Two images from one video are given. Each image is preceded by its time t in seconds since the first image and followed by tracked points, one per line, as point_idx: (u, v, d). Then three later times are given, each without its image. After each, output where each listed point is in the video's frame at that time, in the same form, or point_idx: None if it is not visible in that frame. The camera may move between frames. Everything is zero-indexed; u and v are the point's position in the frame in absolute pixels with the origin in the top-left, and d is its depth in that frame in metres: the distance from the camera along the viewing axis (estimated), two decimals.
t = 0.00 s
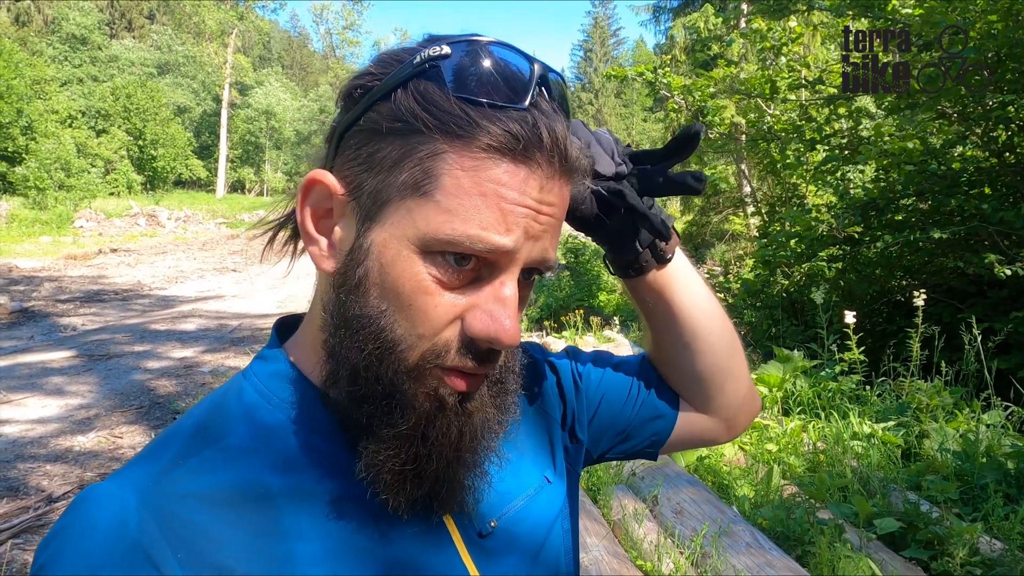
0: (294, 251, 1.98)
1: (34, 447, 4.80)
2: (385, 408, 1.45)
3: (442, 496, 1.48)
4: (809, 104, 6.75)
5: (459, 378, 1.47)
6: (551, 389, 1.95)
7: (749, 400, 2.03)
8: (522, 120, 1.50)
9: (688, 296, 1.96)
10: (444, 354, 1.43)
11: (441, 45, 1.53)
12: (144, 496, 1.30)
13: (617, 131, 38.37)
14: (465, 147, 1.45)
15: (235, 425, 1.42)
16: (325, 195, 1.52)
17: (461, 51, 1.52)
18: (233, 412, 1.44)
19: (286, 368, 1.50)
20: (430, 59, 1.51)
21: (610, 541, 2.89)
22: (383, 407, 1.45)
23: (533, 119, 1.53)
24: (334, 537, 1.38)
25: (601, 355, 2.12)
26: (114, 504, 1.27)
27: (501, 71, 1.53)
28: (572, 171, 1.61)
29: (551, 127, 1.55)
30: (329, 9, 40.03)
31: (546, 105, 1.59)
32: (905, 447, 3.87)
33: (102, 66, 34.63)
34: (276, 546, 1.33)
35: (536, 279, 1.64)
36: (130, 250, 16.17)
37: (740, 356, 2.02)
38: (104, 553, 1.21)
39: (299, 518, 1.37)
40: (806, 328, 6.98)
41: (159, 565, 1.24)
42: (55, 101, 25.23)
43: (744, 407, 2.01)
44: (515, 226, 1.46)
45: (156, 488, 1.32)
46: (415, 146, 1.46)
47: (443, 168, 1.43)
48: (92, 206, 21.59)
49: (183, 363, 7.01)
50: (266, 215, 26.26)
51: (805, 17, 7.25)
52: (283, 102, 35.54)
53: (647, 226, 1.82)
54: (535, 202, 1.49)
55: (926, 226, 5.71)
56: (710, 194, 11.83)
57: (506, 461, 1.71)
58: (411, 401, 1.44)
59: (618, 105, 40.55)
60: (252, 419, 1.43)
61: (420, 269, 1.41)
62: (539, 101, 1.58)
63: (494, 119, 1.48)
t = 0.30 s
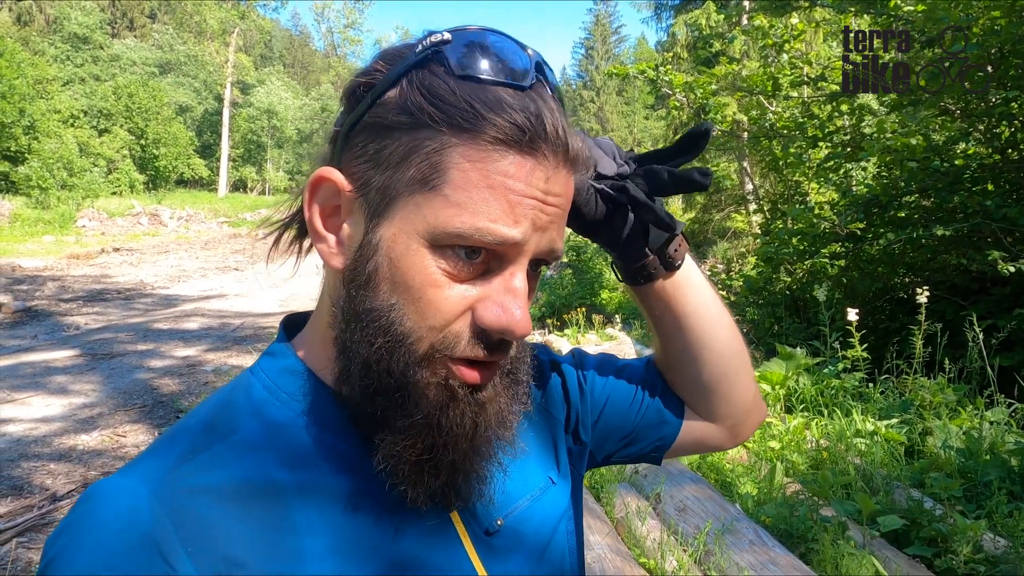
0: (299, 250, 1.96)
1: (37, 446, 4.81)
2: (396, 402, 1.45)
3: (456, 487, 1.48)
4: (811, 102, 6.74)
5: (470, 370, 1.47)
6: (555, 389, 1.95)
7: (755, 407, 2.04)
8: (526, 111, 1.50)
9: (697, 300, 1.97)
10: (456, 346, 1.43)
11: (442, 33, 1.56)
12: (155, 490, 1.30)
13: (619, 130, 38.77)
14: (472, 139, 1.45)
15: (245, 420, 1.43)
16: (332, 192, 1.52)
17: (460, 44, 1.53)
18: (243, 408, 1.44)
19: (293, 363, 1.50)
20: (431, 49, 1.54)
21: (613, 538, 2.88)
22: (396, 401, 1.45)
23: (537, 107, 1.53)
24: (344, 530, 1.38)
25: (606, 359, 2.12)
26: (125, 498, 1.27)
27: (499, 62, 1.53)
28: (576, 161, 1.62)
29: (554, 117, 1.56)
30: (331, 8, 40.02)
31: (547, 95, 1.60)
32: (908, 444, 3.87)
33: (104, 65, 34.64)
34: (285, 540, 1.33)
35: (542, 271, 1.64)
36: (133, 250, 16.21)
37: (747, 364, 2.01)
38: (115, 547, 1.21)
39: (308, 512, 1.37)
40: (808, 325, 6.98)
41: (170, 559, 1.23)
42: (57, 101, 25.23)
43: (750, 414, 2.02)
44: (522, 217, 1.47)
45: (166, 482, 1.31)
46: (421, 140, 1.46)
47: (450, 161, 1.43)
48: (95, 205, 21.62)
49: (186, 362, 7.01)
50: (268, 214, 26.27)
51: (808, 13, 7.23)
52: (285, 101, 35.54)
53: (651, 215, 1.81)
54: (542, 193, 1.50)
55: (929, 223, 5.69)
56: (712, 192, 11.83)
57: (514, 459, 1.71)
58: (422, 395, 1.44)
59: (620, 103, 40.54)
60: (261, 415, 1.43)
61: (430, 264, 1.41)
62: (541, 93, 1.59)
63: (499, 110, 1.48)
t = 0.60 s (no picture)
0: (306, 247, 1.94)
1: (37, 445, 4.81)
2: (399, 397, 1.45)
3: (458, 483, 1.48)
4: (811, 101, 6.73)
5: (472, 366, 1.47)
6: (560, 390, 1.95)
7: (762, 408, 2.01)
8: (529, 105, 1.50)
9: (697, 299, 1.96)
10: (459, 342, 1.43)
11: (439, 28, 1.57)
12: (158, 479, 1.29)
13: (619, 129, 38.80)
14: (475, 133, 1.45)
15: (247, 413, 1.42)
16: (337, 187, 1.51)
17: (461, 40, 1.54)
18: (244, 401, 1.44)
19: (294, 356, 1.50)
20: (433, 43, 1.55)
21: (612, 537, 2.88)
22: (398, 397, 1.45)
23: (539, 101, 1.53)
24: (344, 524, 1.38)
25: (612, 360, 2.12)
26: (128, 487, 1.27)
27: (497, 57, 1.54)
28: (580, 157, 1.62)
29: (556, 112, 1.56)
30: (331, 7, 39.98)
31: (549, 91, 1.60)
32: (908, 444, 3.86)
33: (104, 64, 34.61)
34: (285, 533, 1.33)
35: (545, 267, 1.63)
36: (133, 248, 16.20)
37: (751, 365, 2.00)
38: (116, 536, 1.21)
39: (308, 504, 1.37)
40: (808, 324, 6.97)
41: (171, 549, 1.23)
42: (57, 100, 25.19)
43: (755, 416, 1.99)
44: (524, 213, 1.46)
45: (169, 472, 1.31)
46: (425, 134, 1.46)
47: (453, 155, 1.43)
48: (95, 204, 21.63)
49: (186, 360, 7.01)
50: (268, 212, 26.27)
51: (808, 12, 7.22)
52: (285, 100, 35.51)
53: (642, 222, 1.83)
54: (545, 189, 1.49)
55: (929, 222, 5.70)
56: (713, 191, 11.83)
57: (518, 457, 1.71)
58: (424, 390, 1.44)
59: (620, 102, 40.51)
60: (263, 408, 1.43)
61: (432, 259, 1.41)
62: (544, 90, 1.59)
63: (502, 105, 1.48)
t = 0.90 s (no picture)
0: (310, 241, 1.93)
1: (35, 439, 4.81)
2: (404, 395, 1.44)
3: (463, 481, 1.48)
4: (812, 97, 6.73)
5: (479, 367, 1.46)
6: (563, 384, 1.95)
7: (770, 410, 2.02)
8: (539, 104, 1.49)
9: (709, 298, 1.96)
10: (466, 343, 1.43)
11: (449, 24, 1.53)
12: (168, 468, 1.28)
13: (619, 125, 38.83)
14: (483, 132, 1.43)
15: (257, 403, 1.41)
16: (346, 181, 1.51)
17: (472, 34, 1.52)
18: (254, 392, 1.43)
19: (300, 348, 1.49)
20: (443, 37, 1.52)
21: (611, 532, 2.89)
22: (403, 395, 1.45)
23: (551, 101, 1.52)
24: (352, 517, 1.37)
25: (618, 356, 2.09)
26: (138, 475, 1.25)
27: (511, 50, 1.53)
28: (593, 155, 1.60)
29: (568, 110, 1.55)
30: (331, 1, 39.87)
31: (562, 87, 1.59)
32: (906, 440, 3.87)
33: (103, 58, 34.50)
34: (293, 526, 1.32)
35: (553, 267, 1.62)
36: (132, 243, 16.18)
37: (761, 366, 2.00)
38: (126, 525, 1.19)
39: (316, 497, 1.36)
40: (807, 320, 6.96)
41: (181, 539, 1.22)
42: (56, 94, 25.09)
43: (764, 417, 2.01)
44: (532, 215, 1.44)
45: (180, 461, 1.30)
46: (433, 131, 1.45)
47: (461, 155, 1.42)
48: (94, 198, 21.61)
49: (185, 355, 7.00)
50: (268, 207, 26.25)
51: (809, 8, 7.20)
52: (284, 94, 35.43)
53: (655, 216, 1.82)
54: (553, 190, 1.47)
55: (929, 219, 5.71)
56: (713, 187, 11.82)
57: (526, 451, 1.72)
58: (430, 389, 1.44)
59: (620, 97, 40.46)
60: (272, 399, 1.42)
61: (437, 259, 1.40)
62: (557, 86, 1.58)
63: (513, 103, 1.47)
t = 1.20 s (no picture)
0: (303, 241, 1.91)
1: (32, 440, 4.79)
2: (391, 394, 1.40)
3: (460, 482, 1.42)
4: (809, 95, 6.74)
5: (466, 363, 1.40)
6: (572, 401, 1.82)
7: (755, 466, 1.83)
8: (513, 84, 1.44)
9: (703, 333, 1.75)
10: (449, 339, 1.37)
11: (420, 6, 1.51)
12: (168, 472, 1.23)
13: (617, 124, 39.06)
14: (454, 115, 1.38)
15: (259, 402, 1.35)
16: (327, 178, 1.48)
17: (447, 17, 1.49)
18: (257, 391, 1.36)
19: (302, 346, 1.44)
20: (411, 22, 1.50)
21: (610, 531, 2.87)
22: (389, 395, 1.40)
23: (524, 79, 1.47)
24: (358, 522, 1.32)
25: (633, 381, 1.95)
26: (138, 478, 1.21)
27: (496, 33, 1.51)
28: (577, 134, 1.55)
29: (546, 89, 1.49)
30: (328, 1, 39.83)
31: (542, 66, 1.53)
32: (904, 438, 3.87)
33: (100, 58, 34.39)
34: (295, 531, 1.27)
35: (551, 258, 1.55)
36: (130, 244, 16.14)
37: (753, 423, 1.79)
38: (126, 527, 1.15)
39: (320, 502, 1.30)
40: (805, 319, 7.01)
41: (181, 545, 1.18)
42: (53, 94, 24.98)
43: (746, 471, 1.81)
44: (510, 200, 1.37)
45: (180, 465, 1.25)
46: (405, 118, 1.41)
47: (432, 140, 1.36)
48: (91, 199, 21.57)
49: (182, 356, 6.99)
50: (266, 207, 26.26)
51: (806, 7, 7.21)
52: (281, 94, 35.40)
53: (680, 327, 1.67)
54: (535, 173, 1.41)
55: (926, 217, 5.73)
56: (711, 186, 11.87)
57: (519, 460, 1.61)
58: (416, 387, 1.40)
59: (617, 96, 40.58)
60: (276, 400, 1.36)
61: (416, 255, 1.35)
62: (535, 65, 1.53)
63: (484, 84, 1.42)
